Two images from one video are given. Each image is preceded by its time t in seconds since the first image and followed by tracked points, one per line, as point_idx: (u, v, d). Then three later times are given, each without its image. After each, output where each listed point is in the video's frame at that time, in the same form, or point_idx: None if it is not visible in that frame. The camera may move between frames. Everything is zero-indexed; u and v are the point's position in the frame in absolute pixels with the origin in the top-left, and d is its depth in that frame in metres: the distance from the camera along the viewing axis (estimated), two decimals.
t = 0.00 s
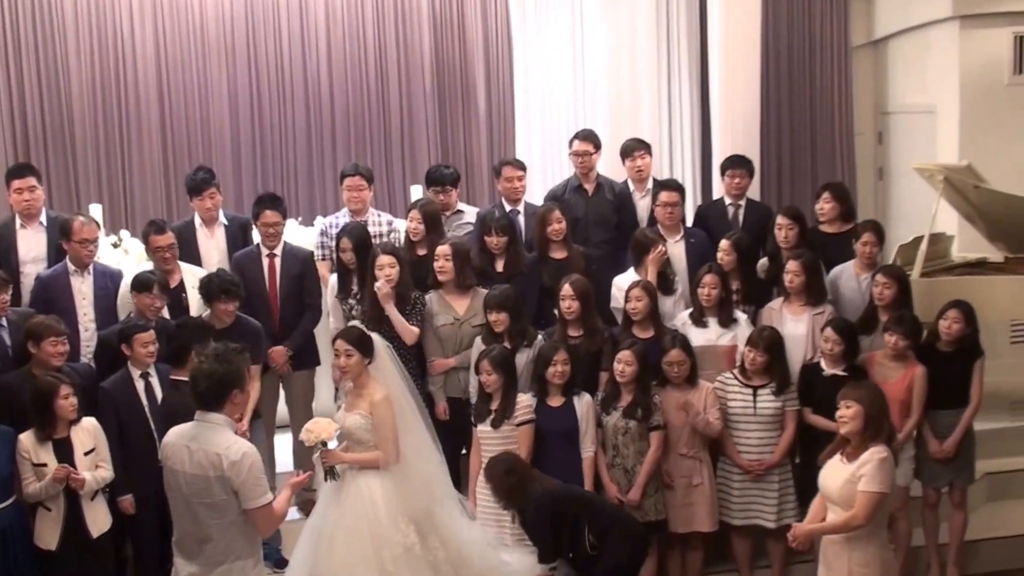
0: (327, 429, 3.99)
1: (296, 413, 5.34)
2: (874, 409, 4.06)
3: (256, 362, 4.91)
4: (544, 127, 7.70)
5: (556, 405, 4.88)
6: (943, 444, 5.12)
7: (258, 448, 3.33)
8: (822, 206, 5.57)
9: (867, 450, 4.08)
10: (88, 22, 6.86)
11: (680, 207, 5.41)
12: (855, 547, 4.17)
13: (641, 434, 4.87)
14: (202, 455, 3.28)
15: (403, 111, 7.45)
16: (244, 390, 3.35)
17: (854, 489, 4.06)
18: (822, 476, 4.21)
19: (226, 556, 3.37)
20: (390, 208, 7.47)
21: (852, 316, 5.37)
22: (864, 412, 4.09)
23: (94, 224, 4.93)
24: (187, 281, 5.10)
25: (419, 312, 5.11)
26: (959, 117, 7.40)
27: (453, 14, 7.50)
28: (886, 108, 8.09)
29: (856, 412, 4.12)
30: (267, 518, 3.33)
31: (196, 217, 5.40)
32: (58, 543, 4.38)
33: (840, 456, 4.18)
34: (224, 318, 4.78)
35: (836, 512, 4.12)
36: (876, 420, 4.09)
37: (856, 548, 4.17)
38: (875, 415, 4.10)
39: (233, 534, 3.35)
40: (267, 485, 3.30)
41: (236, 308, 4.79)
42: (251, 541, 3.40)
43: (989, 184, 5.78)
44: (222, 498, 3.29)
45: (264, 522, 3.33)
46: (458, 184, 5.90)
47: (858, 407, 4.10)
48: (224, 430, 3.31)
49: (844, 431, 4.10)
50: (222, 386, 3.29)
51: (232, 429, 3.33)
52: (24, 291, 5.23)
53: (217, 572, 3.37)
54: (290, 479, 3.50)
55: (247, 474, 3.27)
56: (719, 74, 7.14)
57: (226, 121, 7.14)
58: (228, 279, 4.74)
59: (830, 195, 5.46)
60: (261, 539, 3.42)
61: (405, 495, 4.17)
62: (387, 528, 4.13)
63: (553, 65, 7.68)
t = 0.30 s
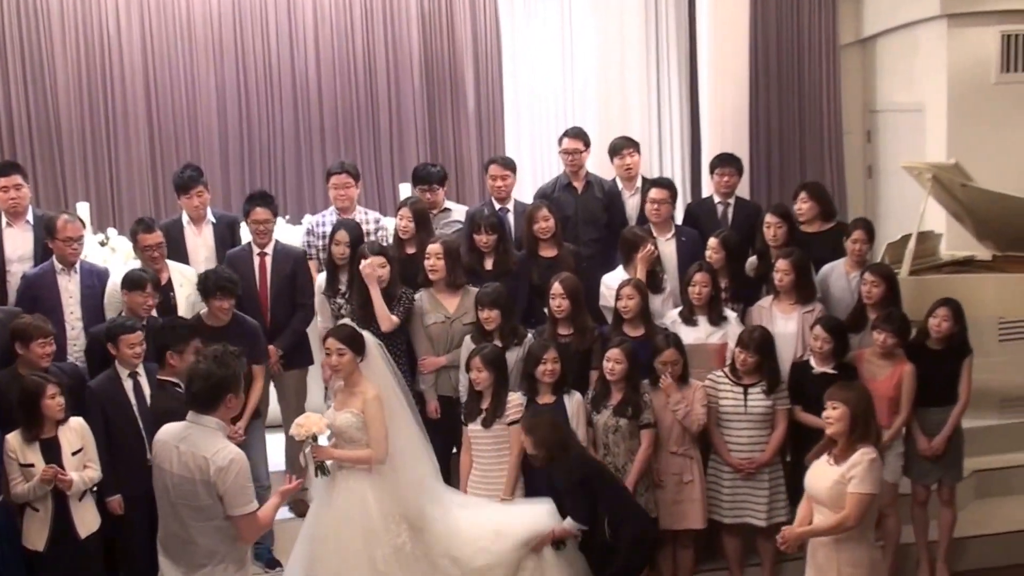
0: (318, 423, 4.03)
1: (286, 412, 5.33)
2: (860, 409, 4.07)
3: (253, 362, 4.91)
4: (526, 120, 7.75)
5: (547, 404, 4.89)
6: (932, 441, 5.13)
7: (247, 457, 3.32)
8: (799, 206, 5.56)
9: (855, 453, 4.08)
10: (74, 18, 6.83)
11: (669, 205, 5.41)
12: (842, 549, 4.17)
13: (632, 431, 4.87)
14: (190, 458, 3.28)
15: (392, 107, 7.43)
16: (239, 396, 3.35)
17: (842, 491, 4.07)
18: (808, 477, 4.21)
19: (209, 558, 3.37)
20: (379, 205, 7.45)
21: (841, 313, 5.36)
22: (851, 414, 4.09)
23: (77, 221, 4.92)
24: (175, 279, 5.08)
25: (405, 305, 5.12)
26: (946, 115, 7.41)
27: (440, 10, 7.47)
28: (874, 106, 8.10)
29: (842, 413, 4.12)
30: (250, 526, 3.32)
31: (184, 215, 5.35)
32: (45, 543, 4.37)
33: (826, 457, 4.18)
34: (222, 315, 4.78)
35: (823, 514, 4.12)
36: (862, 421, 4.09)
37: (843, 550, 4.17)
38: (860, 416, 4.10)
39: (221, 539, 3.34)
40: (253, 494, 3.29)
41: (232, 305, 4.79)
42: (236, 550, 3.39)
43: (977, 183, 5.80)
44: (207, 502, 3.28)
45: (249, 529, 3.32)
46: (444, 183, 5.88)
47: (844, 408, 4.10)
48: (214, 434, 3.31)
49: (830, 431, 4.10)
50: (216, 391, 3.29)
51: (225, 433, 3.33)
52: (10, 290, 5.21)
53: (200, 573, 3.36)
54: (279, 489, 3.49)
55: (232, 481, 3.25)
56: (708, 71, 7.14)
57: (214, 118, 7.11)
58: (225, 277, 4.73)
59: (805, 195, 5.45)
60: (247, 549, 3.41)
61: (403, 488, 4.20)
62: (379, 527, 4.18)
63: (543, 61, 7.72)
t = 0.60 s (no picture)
0: (302, 417, 4.01)
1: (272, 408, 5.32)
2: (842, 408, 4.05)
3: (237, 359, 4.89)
4: (518, 122, 7.46)
5: (533, 401, 4.91)
6: (917, 437, 5.14)
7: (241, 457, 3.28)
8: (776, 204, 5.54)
9: (837, 452, 4.06)
10: (57, 13, 6.77)
11: (657, 201, 5.42)
12: (825, 547, 4.15)
13: (619, 427, 4.89)
14: (182, 459, 3.24)
15: (379, 102, 7.25)
16: (234, 395, 3.31)
17: (823, 490, 4.04)
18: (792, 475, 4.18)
19: (200, 564, 3.30)
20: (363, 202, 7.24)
21: (829, 309, 5.37)
22: (832, 413, 4.07)
23: (60, 218, 4.87)
24: (160, 276, 5.07)
25: (394, 303, 5.13)
26: (931, 112, 7.42)
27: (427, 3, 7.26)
28: (860, 103, 8.10)
29: (823, 412, 4.10)
30: (240, 529, 3.27)
31: (170, 211, 5.31)
32: (30, 542, 4.35)
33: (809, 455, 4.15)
34: (203, 313, 4.77)
35: (806, 512, 4.10)
36: (844, 420, 4.07)
37: (826, 549, 4.14)
38: (841, 415, 4.07)
39: (215, 541, 3.29)
40: (246, 495, 3.25)
41: (213, 302, 4.77)
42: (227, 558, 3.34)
43: (961, 180, 5.83)
44: (199, 503, 3.24)
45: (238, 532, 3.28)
46: (427, 180, 5.88)
47: (825, 407, 4.08)
48: (206, 434, 3.27)
49: (812, 430, 4.08)
50: (212, 388, 3.25)
51: (217, 435, 3.29)
52: None
53: None
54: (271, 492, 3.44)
55: (226, 481, 3.22)
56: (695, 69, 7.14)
57: (199, 114, 7.00)
58: (204, 273, 4.72)
59: (782, 192, 5.44)
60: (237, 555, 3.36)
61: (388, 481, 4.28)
62: (366, 526, 4.25)
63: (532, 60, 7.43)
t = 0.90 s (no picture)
0: (289, 408, 4.04)
1: (256, 404, 5.32)
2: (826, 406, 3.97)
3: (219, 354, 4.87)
4: (501, 106, 7.41)
5: (520, 396, 4.92)
6: (902, 432, 5.15)
7: (251, 448, 3.24)
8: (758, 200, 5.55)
9: (823, 449, 3.99)
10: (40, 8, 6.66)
11: (647, 197, 5.42)
12: (808, 544, 4.08)
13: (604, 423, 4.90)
14: (192, 455, 3.19)
15: (363, 94, 7.23)
16: (233, 388, 3.26)
17: (806, 488, 3.97)
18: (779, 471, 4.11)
19: (217, 560, 3.28)
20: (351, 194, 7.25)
21: (813, 303, 5.35)
22: (817, 410, 4.00)
23: (45, 213, 4.84)
24: (143, 272, 5.04)
25: (380, 299, 5.13)
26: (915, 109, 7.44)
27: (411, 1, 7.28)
28: (844, 99, 8.12)
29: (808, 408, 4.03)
30: (255, 521, 3.24)
31: (154, 207, 5.27)
32: (13, 540, 4.34)
33: (794, 451, 4.08)
34: (185, 307, 4.72)
35: (792, 510, 4.04)
36: (829, 416, 4.00)
37: (808, 545, 4.08)
38: (827, 410, 4.01)
39: (226, 537, 3.26)
40: (261, 485, 3.22)
41: (195, 296, 4.72)
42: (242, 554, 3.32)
43: (946, 175, 5.81)
44: (214, 498, 3.20)
45: (255, 527, 3.26)
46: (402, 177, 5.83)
47: (809, 404, 4.01)
48: (213, 428, 3.23)
49: (797, 428, 4.01)
50: (212, 383, 3.22)
51: (223, 428, 3.24)
52: None
53: None
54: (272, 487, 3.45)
55: (241, 474, 3.18)
56: (680, 67, 7.13)
57: (183, 110, 6.92)
58: (184, 267, 4.67)
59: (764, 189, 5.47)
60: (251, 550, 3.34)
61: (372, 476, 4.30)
62: (354, 529, 4.24)
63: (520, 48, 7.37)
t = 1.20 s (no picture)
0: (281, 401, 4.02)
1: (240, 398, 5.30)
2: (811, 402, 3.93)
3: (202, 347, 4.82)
4: (484, 109, 7.40)
5: (506, 389, 4.93)
6: (887, 425, 5.16)
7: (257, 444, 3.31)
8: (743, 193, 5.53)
9: (808, 445, 3.96)
10: None
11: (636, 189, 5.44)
12: (794, 540, 4.05)
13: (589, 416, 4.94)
14: (202, 453, 3.25)
15: (348, 86, 7.05)
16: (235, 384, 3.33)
17: (789, 484, 3.95)
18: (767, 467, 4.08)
19: (225, 560, 3.33)
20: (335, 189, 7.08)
21: (799, 297, 5.34)
22: (803, 405, 3.96)
23: (30, 206, 4.84)
24: (127, 266, 4.99)
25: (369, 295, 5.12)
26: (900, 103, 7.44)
27: None
28: (828, 92, 8.12)
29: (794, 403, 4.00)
30: (265, 517, 3.32)
31: (137, 200, 5.20)
32: None
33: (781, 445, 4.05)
34: (171, 299, 4.68)
35: (778, 505, 4.02)
36: (815, 412, 3.96)
37: (793, 540, 4.05)
38: (814, 404, 3.97)
39: (232, 536, 3.32)
40: (271, 481, 3.29)
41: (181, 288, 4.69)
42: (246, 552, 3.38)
43: (931, 169, 5.82)
44: (224, 496, 3.26)
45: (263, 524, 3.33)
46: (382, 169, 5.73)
47: (795, 398, 3.98)
48: (219, 425, 3.28)
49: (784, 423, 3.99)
50: (220, 376, 3.27)
51: (230, 426, 3.30)
52: None
53: None
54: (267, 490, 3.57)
55: (252, 471, 3.25)
56: (666, 59, 7.16)
57: (166, 98, 6.72)
58: (170, 259, 4.63)
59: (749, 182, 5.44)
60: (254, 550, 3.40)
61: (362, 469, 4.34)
62: (341, 520, 4.23)
63: (503, 47, 7.40)
